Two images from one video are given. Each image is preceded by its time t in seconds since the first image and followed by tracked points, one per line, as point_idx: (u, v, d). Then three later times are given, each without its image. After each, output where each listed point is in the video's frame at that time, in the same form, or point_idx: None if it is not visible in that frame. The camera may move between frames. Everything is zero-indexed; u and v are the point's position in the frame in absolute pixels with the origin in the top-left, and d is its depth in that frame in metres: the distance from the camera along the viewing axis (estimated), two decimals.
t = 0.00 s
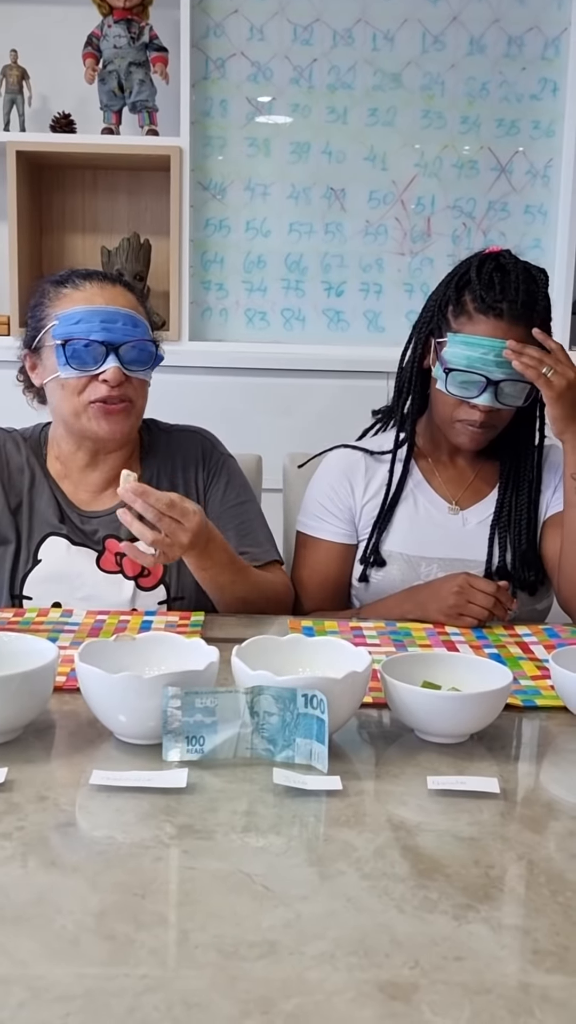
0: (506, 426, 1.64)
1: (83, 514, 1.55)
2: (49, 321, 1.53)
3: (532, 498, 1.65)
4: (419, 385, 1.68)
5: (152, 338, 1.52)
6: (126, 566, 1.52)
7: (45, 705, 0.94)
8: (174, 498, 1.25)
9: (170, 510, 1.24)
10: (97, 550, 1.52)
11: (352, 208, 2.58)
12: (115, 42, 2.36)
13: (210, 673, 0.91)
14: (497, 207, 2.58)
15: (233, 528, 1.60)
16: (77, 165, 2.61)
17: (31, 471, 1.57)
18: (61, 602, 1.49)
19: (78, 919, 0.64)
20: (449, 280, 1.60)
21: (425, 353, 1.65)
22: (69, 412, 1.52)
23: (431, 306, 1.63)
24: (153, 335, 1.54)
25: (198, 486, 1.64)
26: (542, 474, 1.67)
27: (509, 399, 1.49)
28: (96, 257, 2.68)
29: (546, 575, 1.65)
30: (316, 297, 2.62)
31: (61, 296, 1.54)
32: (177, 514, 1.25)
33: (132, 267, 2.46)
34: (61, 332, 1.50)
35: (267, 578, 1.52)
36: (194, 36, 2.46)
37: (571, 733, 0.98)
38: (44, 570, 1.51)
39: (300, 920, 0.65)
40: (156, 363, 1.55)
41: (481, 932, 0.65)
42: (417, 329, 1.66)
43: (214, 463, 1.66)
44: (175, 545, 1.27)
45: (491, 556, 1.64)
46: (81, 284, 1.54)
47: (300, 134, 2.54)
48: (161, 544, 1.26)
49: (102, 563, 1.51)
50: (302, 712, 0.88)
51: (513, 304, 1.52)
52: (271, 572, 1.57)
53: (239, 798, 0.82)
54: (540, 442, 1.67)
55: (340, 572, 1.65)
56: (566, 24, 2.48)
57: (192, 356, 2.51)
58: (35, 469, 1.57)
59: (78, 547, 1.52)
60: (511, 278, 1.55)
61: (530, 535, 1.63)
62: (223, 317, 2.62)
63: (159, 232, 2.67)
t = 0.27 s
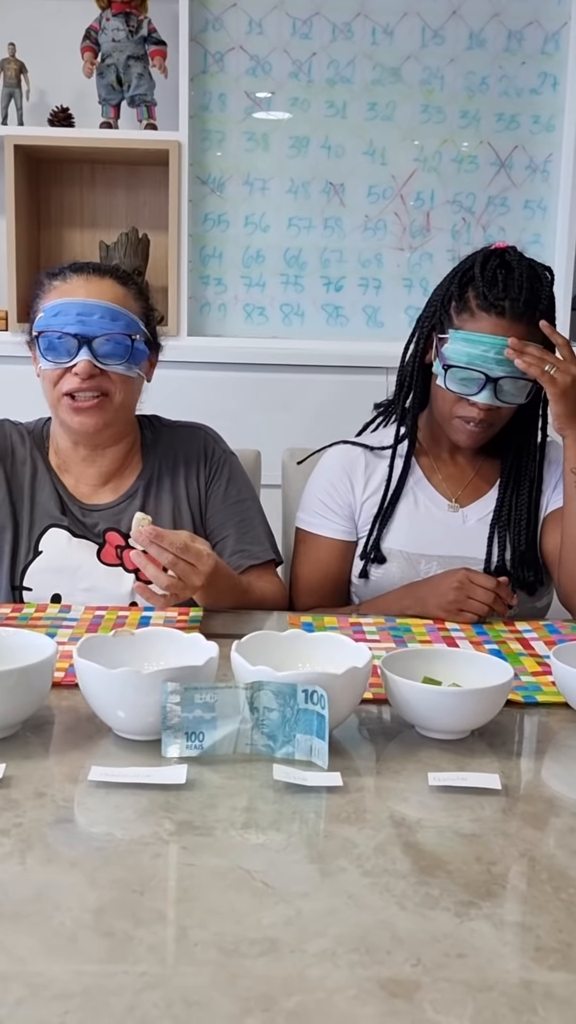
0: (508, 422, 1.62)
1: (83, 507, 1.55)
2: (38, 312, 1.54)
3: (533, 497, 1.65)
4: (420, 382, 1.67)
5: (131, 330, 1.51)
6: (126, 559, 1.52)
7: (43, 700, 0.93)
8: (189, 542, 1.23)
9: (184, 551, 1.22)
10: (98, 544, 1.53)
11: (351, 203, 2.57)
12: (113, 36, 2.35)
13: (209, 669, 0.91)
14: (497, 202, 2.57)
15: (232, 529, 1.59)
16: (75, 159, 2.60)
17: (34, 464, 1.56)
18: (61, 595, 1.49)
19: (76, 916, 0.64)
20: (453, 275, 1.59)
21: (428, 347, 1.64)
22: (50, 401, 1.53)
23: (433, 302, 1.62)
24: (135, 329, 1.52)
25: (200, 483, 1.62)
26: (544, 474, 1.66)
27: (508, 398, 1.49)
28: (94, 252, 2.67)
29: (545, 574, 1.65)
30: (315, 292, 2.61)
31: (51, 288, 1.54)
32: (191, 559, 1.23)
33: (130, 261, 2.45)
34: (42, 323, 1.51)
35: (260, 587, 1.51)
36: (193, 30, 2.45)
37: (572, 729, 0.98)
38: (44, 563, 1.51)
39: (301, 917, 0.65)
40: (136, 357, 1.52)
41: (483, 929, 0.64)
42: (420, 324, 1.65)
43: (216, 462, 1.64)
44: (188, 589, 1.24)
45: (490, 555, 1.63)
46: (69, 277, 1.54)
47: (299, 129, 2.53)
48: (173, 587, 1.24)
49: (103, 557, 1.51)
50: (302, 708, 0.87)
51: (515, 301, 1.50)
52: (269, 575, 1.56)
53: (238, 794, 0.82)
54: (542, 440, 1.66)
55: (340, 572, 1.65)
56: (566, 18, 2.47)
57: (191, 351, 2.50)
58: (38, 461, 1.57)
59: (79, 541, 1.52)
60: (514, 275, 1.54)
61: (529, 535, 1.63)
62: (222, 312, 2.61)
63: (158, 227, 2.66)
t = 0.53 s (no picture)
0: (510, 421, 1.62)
1: (86, 500, 1.54)
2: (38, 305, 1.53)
3: (534, 495, 1.64)
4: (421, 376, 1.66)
5: (131, 321, 1.50)
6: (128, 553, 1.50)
7: (43, 697, 0.92)
8: (192, 541, 1.23)
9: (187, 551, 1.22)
10: (100, 537, 1.51)
11: (352, 198, 2.56)
12: (113, 29, 2.34)
13: (210, 666, 0.90)
14: (498, 198, 2.56)
15: (234, 527, 1.58)
16: (74, 154, 2.58)
17: (40, 456, 1.55)
18: (61, 588, 1.49)
19: (76, 914, 0.63)
20: (456, 272, 1.57)
21: (430, 345, 1.63)
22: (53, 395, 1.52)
23: (435, 299, 1.61)
24: (134, 319, 1.52)
25: (202, 480, 1.62)
26: (546, 473, 1.66)
27: (513, 395, 1.48)
28: (94, 247, 2.66)
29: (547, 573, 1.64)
30: (315, 288, 2.60)
31: (52, 283, 1.54)
32: (195, 558, 1.22)
33: (129, 256, 2.44)
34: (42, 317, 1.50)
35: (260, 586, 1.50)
36: (193, 24, 2.44)
37: (575, 726, 0.97)
38: (48, 554, 1.49)
39: (303, 915, 0.64)
40: (137, 346, 1.52)
41: (487, 927, 0.64)
42: (422, 320, 1.64)
43: (218, 459, 1.63)
44: (191, 588, 1.25)
45: (491, 552, 1.63)
46: (69, 270, 1.54)
47: (299, 124, 2.52)
48: (177, 586, 1.24)
49: (105, 550, 1.50)
50: (304, 705, 0.86)
51: (520, 299, 1.50)
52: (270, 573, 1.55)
53: (240, 791, 0.81)
54: (543, 437, 1.66)
55: (340, 565, 1.64)
56: (568, 13, 2.46)
57: (191, 347, 2.49)
58: (45, 454, 1.56)
59: (82, 533, 1.51)
60: (518, 272, 1.53)
61: (531, 533, 1.62)
62: (221, 308, 2.60)
63: (157, 222, 2.65)
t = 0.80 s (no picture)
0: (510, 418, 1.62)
1: (87, 495, 1.54)
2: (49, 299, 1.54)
3: (532, 493, 1.65)
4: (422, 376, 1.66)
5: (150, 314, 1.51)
6: (127, 550, 1.51)
7: (43, 691, 0.93)
8: (198, 537, 1.22)
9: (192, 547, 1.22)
10: (99, 531, 1.52)
11: (352, 196, 2.56)
12: (113, 26, 2.34)
13: (210, 661, 0.90)
14: (498, 195, 2.56)
15: (234, 521, 1.59)
16: (74, 151, 2.58)
17: (42, 449, 1.56)
18: (61, 581, 1.50)
19: (76, 908, 0.63)
20: (455, 269, 1.57)
21: (429, 343, 1.63)
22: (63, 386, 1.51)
23: (435, 297, 1.61)
24: (152, 313, 1.53)
25: (202, 476, 1.62)
26: (544, 469, 1.66)
27: (513, 392, 1.48)
28: (94, 244, 2.66)
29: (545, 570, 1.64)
30: (315, 285, 2.60)
31: (64, 276, 1.54)
32: (199, 554, 1.22)
33: (129, 254, 2.44)
34: (57, 308, 1.50)
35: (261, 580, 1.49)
36: (194, 21, 2.43)
37: (573, 723, 0.97)
38: (49, 548, 1.49)
39: (302, 910, 0.64)
40: (154, 340, 1.53)
41: (485, 922, 0.64)
42: (422, 317, 1.64)
43: (218, 454, 1.63)
44: (194, 584, 1.24)
45: (489, 549, 1.63)
46: (83, 264, 1.54)
47: (299, 121, 2.51)
48: (179, 581, 1.23)
49: (104, 545, 1.50)
50: (303, 700, 0.87)
51: (519, 298, 1.50)
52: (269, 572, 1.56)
53: (239, 787, 0.81)
54: (542, 433, 1.66)
55: (337, 565, 1.64)
56: (569, 10, 2.46)
57: (190, 344, 2.49)
58: (47, 448, 1.56)
59: (82, 527, 1.51)
60: (517, 270, 1.53)
61: (529, 530, 1.63)
62: (221, 305, 2.60)
63: (157, 219, 2.65)
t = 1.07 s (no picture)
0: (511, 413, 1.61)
1: (85, 501, 1.54)
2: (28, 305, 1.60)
3: (532, 489, 1.64)
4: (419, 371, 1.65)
5: (91, 304, 1.50)
6: (124, 558, 1.51)
7: (40, 687, 0.92)
8: (199, 537, 1.21)
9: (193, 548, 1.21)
10: (97, 538, 1.51)
11: (351, 192, 2.55)
12: (113, 21, 2.33)
13: (208, 657, 0.90)
14: (497, 192, 2.56)
15: (236, 529, 1.59)
16: (73, 146, 2.58)
17: (38, 452, 1.55)
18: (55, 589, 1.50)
19: (74, 904, 0.63)
20: (451, 266, 1.57)
21: (427, 341, 1.63)
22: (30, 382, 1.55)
23: (432, 297, 1.61)
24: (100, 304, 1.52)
25: (204, 479, 1.61)
26: (543, 466, 1.66)
27: (509, 390, 1.48)
28: (92, 240, 2.65)
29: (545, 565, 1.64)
30: (314, 281, 2.60)
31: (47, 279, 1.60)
32: (199, 553, 1.21)
33: (128, 249, 2.44)
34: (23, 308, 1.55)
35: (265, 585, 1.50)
36: (193, 16, 2.43)
37: (571, 719, 0.97)
38: (46, 555, 1.50)
39: (300, 906, 0.64)
40: (100, 330, 1.51)
41: (483, 918, 0.64)
42: (419, 315, 1.64)
43: (221, 458, 1.62)
44: (193, 583, 1.23)
45: (489, 546, 1.63)
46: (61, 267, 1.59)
47: (298, 116, 2.51)
48: (179, 580, 1.22)
49: (101, 553, 1.50)
50: (301, 697, 0.87)
51: (515, 294, 1.50)
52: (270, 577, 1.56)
53: (237, 782, 0.81)
54: (542, 429, 1.65)
55: (335, 560, 1.64)
56: (569, 6, 2.46)
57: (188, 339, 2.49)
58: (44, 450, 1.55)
59: (78, 534, 1.51)
60: (513, 267, 1.53)
61: (528, 526, 1.63)
62: (220, 300, 2.60)
63: (156, 215, 2.64)
